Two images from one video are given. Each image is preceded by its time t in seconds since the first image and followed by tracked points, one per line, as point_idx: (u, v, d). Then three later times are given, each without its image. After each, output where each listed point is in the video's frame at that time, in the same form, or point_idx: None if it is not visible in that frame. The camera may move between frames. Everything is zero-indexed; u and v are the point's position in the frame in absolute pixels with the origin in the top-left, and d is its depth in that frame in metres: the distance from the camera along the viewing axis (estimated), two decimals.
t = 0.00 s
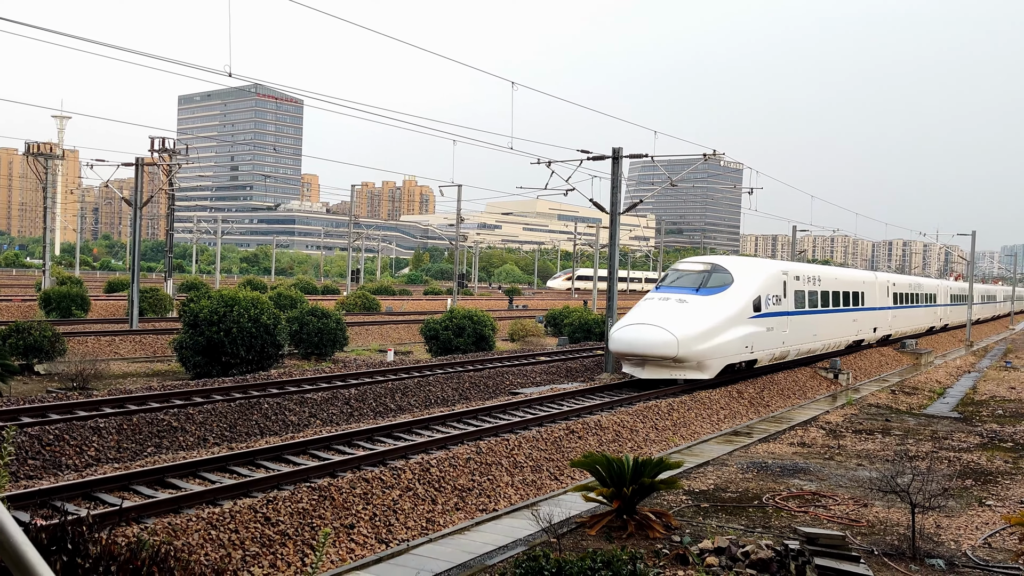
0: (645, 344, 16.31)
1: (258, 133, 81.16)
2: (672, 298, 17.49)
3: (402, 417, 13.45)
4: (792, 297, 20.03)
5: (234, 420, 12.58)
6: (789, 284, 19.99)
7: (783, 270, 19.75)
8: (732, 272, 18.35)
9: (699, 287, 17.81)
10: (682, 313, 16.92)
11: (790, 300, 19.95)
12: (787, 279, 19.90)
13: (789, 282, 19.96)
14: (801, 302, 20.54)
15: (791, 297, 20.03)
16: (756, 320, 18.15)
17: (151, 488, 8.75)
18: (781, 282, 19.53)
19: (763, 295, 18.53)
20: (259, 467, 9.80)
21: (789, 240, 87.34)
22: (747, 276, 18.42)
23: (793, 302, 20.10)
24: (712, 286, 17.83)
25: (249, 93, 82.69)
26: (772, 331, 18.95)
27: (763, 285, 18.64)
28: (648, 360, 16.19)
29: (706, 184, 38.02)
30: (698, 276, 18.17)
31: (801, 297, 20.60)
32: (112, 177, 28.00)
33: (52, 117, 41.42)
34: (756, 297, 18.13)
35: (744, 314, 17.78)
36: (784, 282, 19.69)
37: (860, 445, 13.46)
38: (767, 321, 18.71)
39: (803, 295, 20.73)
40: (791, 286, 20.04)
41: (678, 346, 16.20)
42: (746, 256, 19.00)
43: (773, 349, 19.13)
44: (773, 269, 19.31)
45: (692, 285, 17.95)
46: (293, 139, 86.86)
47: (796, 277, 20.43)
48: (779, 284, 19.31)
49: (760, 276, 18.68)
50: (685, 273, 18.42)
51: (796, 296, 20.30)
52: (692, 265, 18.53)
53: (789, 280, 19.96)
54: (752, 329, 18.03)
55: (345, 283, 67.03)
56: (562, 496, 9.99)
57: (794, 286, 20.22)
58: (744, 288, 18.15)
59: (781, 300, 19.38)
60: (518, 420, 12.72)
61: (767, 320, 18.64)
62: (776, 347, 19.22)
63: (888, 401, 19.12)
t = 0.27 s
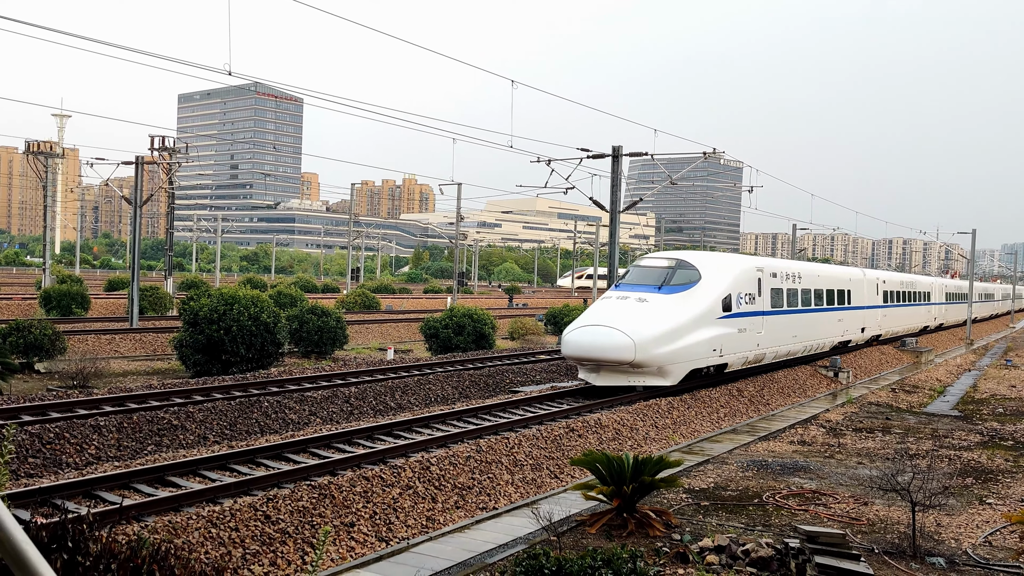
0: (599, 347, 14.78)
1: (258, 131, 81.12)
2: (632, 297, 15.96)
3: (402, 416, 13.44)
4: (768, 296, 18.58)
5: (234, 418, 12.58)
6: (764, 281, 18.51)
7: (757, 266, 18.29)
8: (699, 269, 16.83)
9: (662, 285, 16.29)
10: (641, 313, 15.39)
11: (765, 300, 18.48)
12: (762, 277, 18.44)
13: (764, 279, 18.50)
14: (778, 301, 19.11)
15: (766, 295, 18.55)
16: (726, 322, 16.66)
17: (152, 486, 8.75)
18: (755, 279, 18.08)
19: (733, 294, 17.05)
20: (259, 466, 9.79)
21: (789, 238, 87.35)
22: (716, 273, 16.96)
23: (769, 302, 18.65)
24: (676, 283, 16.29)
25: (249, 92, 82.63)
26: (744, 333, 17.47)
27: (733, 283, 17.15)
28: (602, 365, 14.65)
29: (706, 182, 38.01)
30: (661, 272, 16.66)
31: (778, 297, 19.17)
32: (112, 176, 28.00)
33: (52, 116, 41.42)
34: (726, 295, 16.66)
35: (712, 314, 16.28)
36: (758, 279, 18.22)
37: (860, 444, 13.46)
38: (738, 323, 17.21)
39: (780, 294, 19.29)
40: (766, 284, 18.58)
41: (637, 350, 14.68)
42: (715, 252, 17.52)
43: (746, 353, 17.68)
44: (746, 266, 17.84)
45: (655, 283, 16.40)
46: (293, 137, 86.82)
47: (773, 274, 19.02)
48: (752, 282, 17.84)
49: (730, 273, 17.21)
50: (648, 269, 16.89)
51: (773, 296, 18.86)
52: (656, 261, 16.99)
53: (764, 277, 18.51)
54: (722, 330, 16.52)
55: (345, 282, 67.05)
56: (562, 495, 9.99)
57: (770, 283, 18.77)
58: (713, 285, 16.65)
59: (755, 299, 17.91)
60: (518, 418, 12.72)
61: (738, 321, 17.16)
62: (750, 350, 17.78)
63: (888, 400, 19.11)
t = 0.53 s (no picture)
0: (544, 352, 13.22)
1: (260, 132, 81.15)
2: (584, 296, 14.43)
3: (403, 416, 13.43)
4: (740, 296, 17.18)
5: (236, 419, 12.58)
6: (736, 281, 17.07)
7: (728, 263, 16.86)
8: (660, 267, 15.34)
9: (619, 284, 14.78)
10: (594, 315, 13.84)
11: (736, 301, 17.06)
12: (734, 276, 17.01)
13: (736, 278, 17.07)
14: (752, 302, 17.73)
15: (738, 296, 17.11)
16: (689, 325, 15.21)
17: (153, 486, 8.76)
18: (726, 278, 16.68)
19: (698, 295, 15.58)
20: (260, 466, 9.79)
21: (791, 239, 87.30)
22: (680, 271, 15.51)
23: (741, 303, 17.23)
24: (634, 282, 14.79)
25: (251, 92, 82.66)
26: (711, 336, 16.03)
27: (700, 282, 15.71)
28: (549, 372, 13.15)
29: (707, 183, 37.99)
30: (619, 270, 15.16)
31: (752, 298, 17.78)
32: (114, 177, 28.01)
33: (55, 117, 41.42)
34: (690, 295, 15.22)
35: (673, 317, 14.80)
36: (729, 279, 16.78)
37: (862, 444, 13.44)
38: (704, 326, 15.75)
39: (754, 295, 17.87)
40: (738, 284, 17.17)
41: (586, 356, 13.16)
42: (679, 249, 16.04)
43: (715, 359, 16.26)
44: (715, 264, 16.40)
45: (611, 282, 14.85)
46: (295, 138, 86.87)
47: (747, 274, 17.64)
48: (722, 281, 16.42)
49: (697, 272, 15.77)
50: (605, 266, 15.36)
51: (746, 296, 17.43)
52: (614, 258, 15.46)
53: (737, 277, 17.11)
54: (684, 334, 15.08)
55: (347, 282, 67.06)
56: (564, 495, 9.98)
57: (742, 283, 17.33)
58: (675, 285, 15.16)
59: (724, 300, 16.48)
60: (519, 419, 12.71)
61: (704, 324, 15.71)
62: (719, 356, 16.39)
63: (890, 400, 19.09)
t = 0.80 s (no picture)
0: (474, 360, 11.85)
1: (261, 132, 81.14)
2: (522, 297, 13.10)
3: (403, 417, 13.44)
4: (702, 298, 16.07)
5: (237, 420, 12.59)
6: (696, 282, 15.94)
7: (689, 262, 15.73)
8: (610, 265, 14.13)
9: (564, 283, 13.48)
10: (533, 318, 12.50)
11: (698, 303, 15.93)
12: (695, 277, 15.88)
13: (698, 279, 15.98)
14: (717, 305, 16.61)
15: (699, 297, 15.99)
16: (642, 330, 14.04)
17: (154, 487, 8.77)
18: (688, 279, 15.56)
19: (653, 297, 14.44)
20: (261, 466, 9.80)
21: (791, 240, 87.28)
22: (632, 272, 14.33)
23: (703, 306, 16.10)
24: (581, 281, 13.55)
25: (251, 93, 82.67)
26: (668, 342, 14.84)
27: (657, 282, 14.57)
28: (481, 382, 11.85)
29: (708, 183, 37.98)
30: (565, 267, 13.86)
31: (717, 300, 16.67)
32: (115, 177, 28.01)
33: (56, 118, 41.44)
34: (643, 297, 14.02)
35: (624, 321, 13.60)
36: (689, 279, 15.66)
37: (862, 445, 13.45)
38: (660, 331, 14.58)
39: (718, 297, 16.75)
40: (700, 286, 16.05)
41: (521, 365, 11.87)
42: (632, 247, 14.84)
43: (673, 366, 15.10)
44: (673, 263, 15.26)
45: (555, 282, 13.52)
46: (296, 139, 86.89)
47: (711, 274, 16.55)
48: (681, 281, 15.29)
49: (653, 272, 14.63)
50: (550, 263, 14.05)
51: (709, 298, 16.32)
52: (559, 256, 14.12)
53: (699, 278, 16.01)
54: (637, 340, 13.89)
55: (347, 283, 67.07)
56: (564, 495, 9.99)
57: (706, 282, 16.20)
58: (626, 286, 13.99)
59: (683, 302, 15.35)
60: (520, 420, 12.72)
61: (660, 329, 14.53)
62: (678, 363, 15.26)
63: (890, 401, 19.09)
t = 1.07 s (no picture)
0: (376, 370, 10.02)
1: (256, 132, 81.02)
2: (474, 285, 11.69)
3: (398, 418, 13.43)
4: (658, 299, 14.43)
5: (232, 420, 12.57)
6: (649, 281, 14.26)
7: (642, 259, 14.05)
8: (545, 261, 12.42)
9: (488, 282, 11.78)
10: (451, 321, 10.73)
11: (652, 305, 14.27)
12: (648, 275, 14.21)
13: (652, 278, 14.33)
14: (675, 307, 14.98)
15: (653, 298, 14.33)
16: (582, 335, 12.35)
17: (148, 487, 8.74)
18: (640, 278, 13.91)
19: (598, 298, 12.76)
20: (256, 467, 9.79)
21: (786, 241, 87.46)
22: (571, 269, 12.62)
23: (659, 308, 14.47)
24: (511, 280, 11.81)
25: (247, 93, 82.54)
26: (616, 349, 13.17)
27: (601, 281, 12.88)
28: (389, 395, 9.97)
29: (704, 185, 38.03)
30: (493, 264, 12.16)
31: (675, 301, 15.05)
32: (109, 177, 27.92)
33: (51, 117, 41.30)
34: (583, 297, 12.35)
35: (560, 325, 11.91)
36: (642, 278, 14.01)
37: (857, 446, 13.48)
38: (605, 336, 12.91)
39: (677, 298, 15.10)
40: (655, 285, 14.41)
41: (431, 377, 10.07)
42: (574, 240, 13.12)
43: (622, 376, 13.47)
44: (623, 260, 13.56)
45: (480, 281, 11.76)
46: (292, 138, 86.76)
47: (669, 272, 14.93)
48: (632, 279, 13.64)
49: (598, 270, 12.95)
50: (477, 261, 12.36)
51: (666, 299, 14.70)
52: (488, 253, 12.43)
53: (654, 277, 14.38)
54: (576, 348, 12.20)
55: (343, 283, 67.00)
56: (559, 497, 9.98)
57: (661, 282, 14.57)
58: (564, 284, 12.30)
59: (635, 303, 13.68)
60: (515, 421, 12.72)
61: (604, 334, 12.87)
62: (629, 372, 13.63)
63: (885, 402, 19.14)
